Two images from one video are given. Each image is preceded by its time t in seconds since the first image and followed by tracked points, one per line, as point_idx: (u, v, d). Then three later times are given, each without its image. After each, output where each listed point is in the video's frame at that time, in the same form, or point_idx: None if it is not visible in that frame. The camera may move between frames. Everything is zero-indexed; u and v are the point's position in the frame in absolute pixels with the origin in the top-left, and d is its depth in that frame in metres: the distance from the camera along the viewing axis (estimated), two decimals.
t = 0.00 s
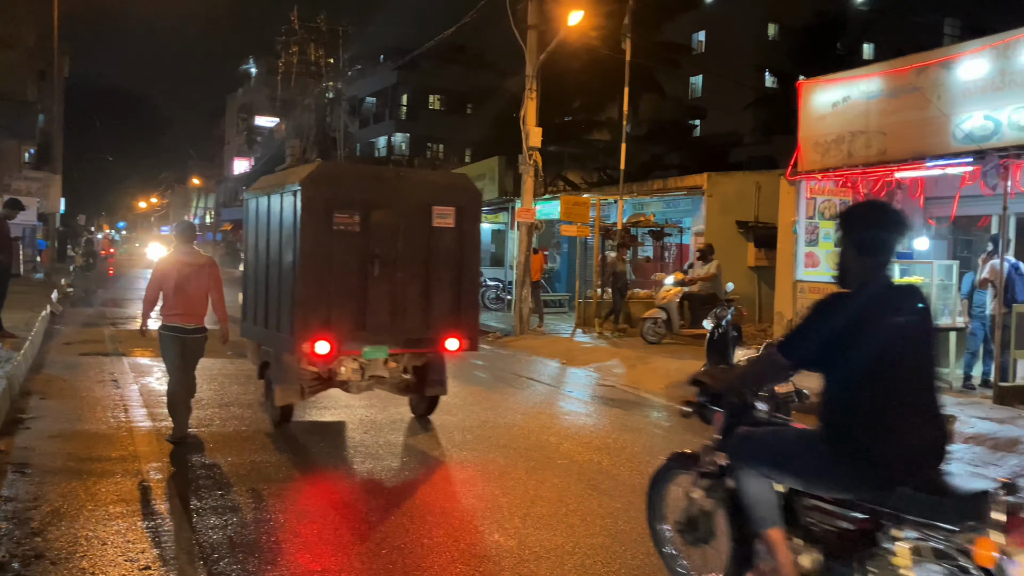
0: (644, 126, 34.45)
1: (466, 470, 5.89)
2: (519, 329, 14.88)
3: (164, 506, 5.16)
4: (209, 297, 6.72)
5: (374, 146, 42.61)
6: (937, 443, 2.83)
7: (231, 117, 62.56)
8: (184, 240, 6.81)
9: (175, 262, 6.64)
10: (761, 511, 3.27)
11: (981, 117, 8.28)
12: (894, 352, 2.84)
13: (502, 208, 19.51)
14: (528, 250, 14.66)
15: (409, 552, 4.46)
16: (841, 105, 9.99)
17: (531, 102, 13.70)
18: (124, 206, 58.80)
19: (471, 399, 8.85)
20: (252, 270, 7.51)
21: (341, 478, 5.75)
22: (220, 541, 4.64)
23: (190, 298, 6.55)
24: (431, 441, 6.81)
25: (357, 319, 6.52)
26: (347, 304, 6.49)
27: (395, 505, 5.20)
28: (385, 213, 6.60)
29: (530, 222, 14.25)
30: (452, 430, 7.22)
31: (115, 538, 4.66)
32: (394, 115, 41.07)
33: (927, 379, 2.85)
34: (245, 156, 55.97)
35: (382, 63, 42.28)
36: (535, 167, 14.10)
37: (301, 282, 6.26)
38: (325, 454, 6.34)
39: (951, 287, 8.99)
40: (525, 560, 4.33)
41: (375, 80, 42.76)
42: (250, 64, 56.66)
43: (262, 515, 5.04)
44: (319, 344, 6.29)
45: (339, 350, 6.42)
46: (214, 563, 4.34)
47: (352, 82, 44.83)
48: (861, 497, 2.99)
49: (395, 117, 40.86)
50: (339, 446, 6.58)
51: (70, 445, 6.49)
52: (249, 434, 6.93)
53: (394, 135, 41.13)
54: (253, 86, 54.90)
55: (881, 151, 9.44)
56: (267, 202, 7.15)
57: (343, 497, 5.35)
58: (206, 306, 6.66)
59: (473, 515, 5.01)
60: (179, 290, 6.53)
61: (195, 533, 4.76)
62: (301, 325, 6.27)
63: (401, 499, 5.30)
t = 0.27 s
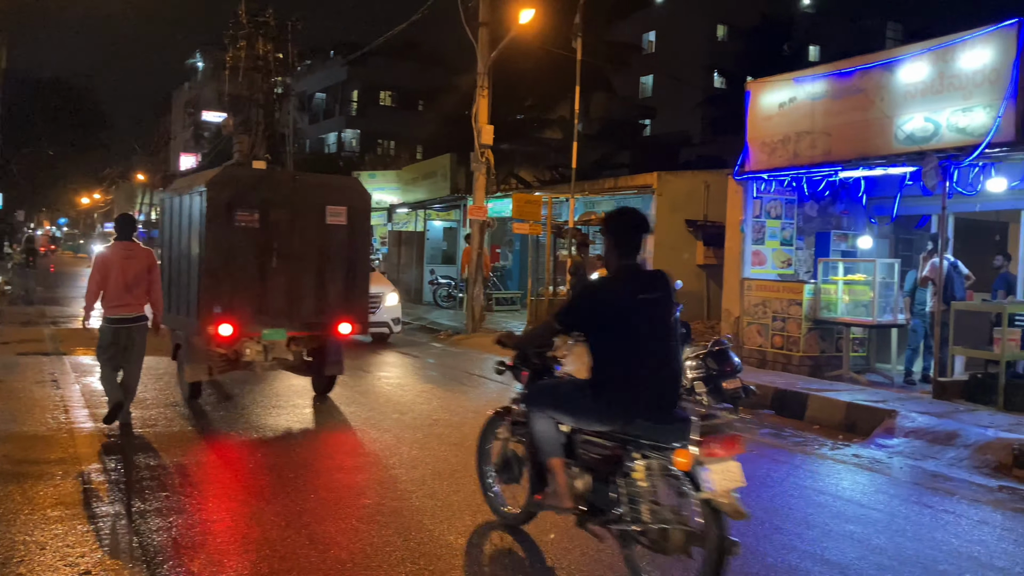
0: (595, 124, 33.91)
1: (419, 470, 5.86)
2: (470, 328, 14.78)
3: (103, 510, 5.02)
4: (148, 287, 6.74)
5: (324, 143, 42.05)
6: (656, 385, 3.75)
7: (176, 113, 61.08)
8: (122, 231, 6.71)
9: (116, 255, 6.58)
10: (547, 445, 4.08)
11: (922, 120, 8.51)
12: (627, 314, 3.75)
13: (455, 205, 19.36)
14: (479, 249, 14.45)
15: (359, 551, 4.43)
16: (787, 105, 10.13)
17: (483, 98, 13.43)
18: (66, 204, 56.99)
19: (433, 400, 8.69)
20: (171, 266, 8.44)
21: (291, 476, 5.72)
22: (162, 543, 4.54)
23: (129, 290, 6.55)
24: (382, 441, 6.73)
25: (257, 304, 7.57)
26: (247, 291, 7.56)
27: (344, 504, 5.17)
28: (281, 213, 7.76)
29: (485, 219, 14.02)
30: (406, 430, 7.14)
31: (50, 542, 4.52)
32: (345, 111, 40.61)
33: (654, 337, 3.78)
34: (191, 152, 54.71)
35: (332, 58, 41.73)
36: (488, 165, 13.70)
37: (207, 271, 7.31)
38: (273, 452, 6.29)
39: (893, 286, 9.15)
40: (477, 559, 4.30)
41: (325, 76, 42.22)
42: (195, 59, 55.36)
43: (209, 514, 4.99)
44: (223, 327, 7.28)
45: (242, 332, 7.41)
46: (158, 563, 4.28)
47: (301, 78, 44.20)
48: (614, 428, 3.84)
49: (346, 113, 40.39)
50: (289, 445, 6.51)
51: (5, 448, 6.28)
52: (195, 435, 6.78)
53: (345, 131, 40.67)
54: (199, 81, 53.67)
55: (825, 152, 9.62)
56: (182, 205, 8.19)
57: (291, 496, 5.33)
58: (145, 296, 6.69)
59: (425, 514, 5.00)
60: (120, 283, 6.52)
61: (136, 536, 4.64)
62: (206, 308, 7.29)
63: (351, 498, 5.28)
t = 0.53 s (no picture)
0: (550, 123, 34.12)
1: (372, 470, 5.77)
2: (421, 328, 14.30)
3: (41, 512, 4.74)
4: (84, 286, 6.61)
5: (274, 140, 41.34)
6: (474, 360, 4.34)
7: (120, 108, 59.36)
8: (56, 230, 6.51)
9: (53, 255, 6.42)
10: (387, 411, 4.63)
11: (867, 122, 8.70)
12: (455, 301, 4.31)
13: (408, 203, 18.99)
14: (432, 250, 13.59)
15: (317, 549, 4.26)
16: (737, 106, 10.27)
17: (435, 97, 13.25)
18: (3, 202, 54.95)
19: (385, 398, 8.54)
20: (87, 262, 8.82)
21: (246, 476, 5.52)
22: (103, 544, 4.30)
23: (68, 289, 6.42)
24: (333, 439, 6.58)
25: (168, 297, 8.07)
26: (158, 284, 8.02)
27: (301, 503, 5.00)
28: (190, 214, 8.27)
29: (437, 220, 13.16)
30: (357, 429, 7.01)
31: None
32: (296, 108, 40.00)
33: (474, 317, 4.40)
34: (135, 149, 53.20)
35: (283, 55, 40.99)
36: (440, 163, 13.50)
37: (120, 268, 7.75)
38: (227, 452, 6.08)
39: (839, 284, 9.33)
40: (430, 556, 4.20)
41: (275, 73, 41.47)
42: (140, 53, 53.78)
43: (159, 515, 4.75)
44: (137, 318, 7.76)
45: (153, 322, 7.94)
46: (103, 563, 4.04)
47: (251, 74, 43.36)
48: (438, 389, 4.45)
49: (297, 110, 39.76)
50: (240, 445, 6.30)
51: None
52: (138, 435, 6.52)
53: (297, 129, 40.01)
54: (143, 76, 52.24)
55: (774, 153, 9.77)
56: (96, 203, 8.61)
57: (247, 495, 5.13)
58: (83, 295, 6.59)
59: (382, 512, 4.88)
60: (58, 283, 6.37)
61: (79, 536, 4.39)
62: (119, 300, 7.73)
63: (307, 497, 5.12)
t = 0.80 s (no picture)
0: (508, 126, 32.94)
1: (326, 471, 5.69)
2: (381, 329, 13.78)
3: None
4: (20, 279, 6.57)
5: (229, 140, 40.65)
6: (334, 337, 5.38)
7: (68, 106, 57.79)
8: None
9: None
10: (262, 384, 5.54)
11: (820, 125, 8.86)
12: (322, 288, 5.36)
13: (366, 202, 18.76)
14: (389, 249, 13.51)
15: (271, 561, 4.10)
16: (692, 109, 10.43)
17: (393, 98, 13.18)
18: None
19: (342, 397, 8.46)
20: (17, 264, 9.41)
21: (203, 485, 5.34)
22: (52, 552, 4.18)
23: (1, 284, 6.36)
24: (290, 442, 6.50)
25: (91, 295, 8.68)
26: (82, 283, 8.64)
27: (256, 513, 4.84)
28: (113, 217, 8.86)
29: (396, 220, 13.18)
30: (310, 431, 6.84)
31: None
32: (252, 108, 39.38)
33: (321, 304, 5.35)
34: (84, 147, 51.80)
35: (239, 54, 40.25)
36: (399, 164, 13.46)
37: (44, 267, 8.39)
38: (186, 461, 5.90)
39: (792, 284, 9.49)
40: (386, 560, 4.17)
41: (231, 72, 40.76)
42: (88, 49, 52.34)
43: (111, 526, 4.58)
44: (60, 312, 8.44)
45: (76, 316, 8.56)
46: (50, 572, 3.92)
47: (206, 73, 42.52)
48: (302, 364, 5.35)
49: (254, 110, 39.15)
50: (199, 453, 6.11)
51: None
52: (85, 441, 6.34)
53: (253, 129, 39.39)
54: (91, 73, 50.84)
55: (729, 155, 9.93)
56: (26, 208, 9.25)
57: (202, 504, 4.97)
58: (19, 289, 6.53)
59: (339, 520, 4.75)
60: None
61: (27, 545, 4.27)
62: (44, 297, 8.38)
63: (264, 506, 4.96)
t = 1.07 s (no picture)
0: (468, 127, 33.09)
1: (287, 476, 5.64)
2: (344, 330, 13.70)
3: None
4: None
5: (186, 140, 39.92)
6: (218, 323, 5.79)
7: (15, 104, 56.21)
8: None
9: None
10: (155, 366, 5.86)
11: (776, 128, 8.98)
12: (206, 279, 5.76)
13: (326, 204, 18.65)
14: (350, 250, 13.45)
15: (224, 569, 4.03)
16: (653, 112, 10.55)
17: (354, 98, 13.08)
18: None
19: (302, 401, 8.35)
20: None
21: (164, 491, 5.24)
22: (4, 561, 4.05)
23: None
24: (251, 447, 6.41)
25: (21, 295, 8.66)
26: (11, 283, 8.63)
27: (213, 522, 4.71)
28: (40, 219, 8.93)
29: (357, 221, 13.10)
30: (272, 436, 6.71)
31: None
32: (209, 108, 38.72)
33: (210, 292, 5.77)
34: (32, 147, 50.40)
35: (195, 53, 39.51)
36: (360, 165, 13.37)
37: None
38: (150, 466, 5.79)
39: (751, 285, 9.61)
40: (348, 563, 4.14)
41: (189, 72, 40.04)
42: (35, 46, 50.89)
43: (68, 535, 4.44)
44: None
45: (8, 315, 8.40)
46: None
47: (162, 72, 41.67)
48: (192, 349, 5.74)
49: (211, 110, 38.49)
50: (160, 459, 5.99)
51: None
52: (35, 447, 6.16)
53: (211, 130, 38.72)
54: (39, 71, 49.49)
55: (689, 158, 10.05)
56: None
57: (161, 511, 4.86)
58: None
59: (301, 524, 4.70)
60: None
61: None
62: None
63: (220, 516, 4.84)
